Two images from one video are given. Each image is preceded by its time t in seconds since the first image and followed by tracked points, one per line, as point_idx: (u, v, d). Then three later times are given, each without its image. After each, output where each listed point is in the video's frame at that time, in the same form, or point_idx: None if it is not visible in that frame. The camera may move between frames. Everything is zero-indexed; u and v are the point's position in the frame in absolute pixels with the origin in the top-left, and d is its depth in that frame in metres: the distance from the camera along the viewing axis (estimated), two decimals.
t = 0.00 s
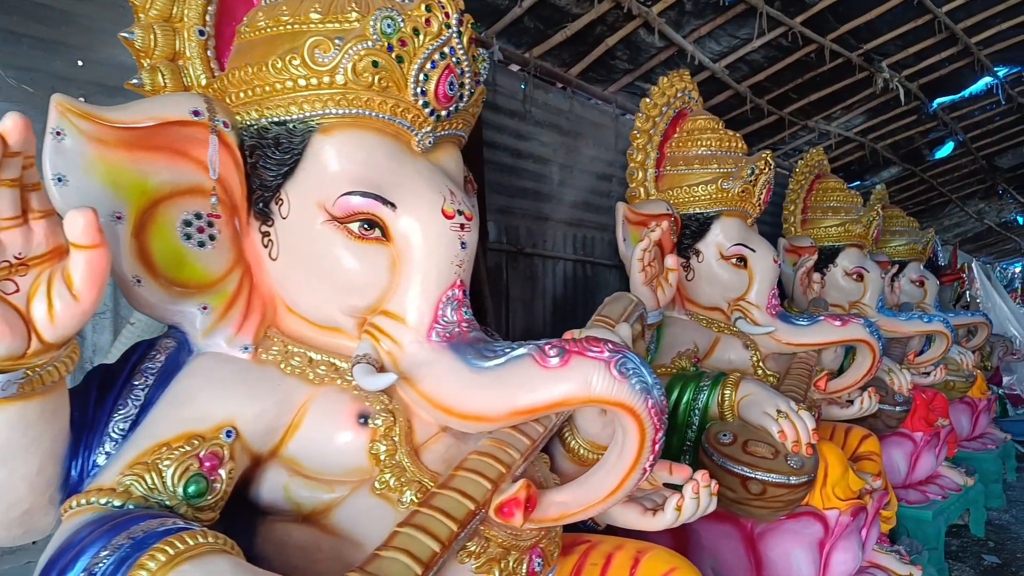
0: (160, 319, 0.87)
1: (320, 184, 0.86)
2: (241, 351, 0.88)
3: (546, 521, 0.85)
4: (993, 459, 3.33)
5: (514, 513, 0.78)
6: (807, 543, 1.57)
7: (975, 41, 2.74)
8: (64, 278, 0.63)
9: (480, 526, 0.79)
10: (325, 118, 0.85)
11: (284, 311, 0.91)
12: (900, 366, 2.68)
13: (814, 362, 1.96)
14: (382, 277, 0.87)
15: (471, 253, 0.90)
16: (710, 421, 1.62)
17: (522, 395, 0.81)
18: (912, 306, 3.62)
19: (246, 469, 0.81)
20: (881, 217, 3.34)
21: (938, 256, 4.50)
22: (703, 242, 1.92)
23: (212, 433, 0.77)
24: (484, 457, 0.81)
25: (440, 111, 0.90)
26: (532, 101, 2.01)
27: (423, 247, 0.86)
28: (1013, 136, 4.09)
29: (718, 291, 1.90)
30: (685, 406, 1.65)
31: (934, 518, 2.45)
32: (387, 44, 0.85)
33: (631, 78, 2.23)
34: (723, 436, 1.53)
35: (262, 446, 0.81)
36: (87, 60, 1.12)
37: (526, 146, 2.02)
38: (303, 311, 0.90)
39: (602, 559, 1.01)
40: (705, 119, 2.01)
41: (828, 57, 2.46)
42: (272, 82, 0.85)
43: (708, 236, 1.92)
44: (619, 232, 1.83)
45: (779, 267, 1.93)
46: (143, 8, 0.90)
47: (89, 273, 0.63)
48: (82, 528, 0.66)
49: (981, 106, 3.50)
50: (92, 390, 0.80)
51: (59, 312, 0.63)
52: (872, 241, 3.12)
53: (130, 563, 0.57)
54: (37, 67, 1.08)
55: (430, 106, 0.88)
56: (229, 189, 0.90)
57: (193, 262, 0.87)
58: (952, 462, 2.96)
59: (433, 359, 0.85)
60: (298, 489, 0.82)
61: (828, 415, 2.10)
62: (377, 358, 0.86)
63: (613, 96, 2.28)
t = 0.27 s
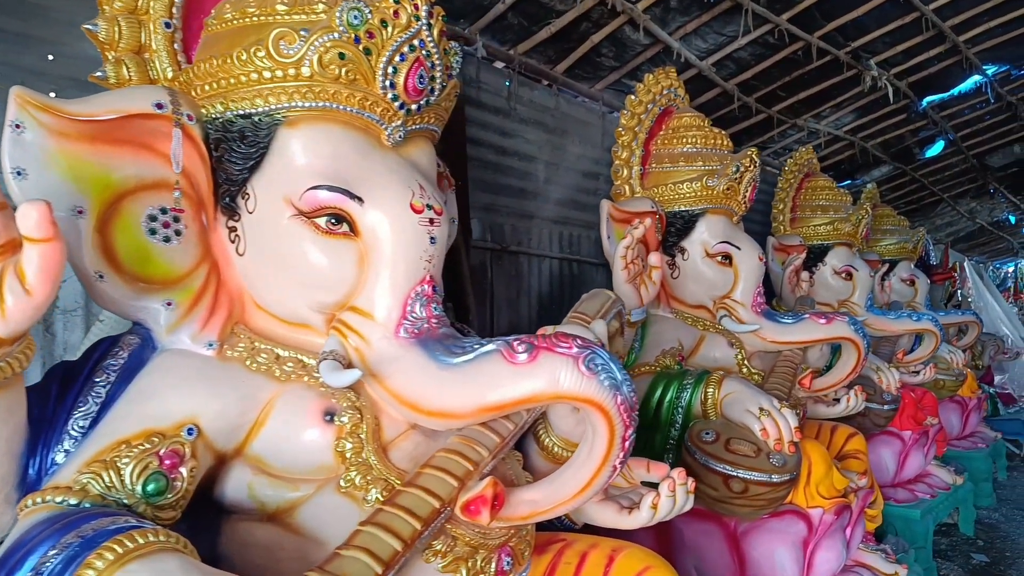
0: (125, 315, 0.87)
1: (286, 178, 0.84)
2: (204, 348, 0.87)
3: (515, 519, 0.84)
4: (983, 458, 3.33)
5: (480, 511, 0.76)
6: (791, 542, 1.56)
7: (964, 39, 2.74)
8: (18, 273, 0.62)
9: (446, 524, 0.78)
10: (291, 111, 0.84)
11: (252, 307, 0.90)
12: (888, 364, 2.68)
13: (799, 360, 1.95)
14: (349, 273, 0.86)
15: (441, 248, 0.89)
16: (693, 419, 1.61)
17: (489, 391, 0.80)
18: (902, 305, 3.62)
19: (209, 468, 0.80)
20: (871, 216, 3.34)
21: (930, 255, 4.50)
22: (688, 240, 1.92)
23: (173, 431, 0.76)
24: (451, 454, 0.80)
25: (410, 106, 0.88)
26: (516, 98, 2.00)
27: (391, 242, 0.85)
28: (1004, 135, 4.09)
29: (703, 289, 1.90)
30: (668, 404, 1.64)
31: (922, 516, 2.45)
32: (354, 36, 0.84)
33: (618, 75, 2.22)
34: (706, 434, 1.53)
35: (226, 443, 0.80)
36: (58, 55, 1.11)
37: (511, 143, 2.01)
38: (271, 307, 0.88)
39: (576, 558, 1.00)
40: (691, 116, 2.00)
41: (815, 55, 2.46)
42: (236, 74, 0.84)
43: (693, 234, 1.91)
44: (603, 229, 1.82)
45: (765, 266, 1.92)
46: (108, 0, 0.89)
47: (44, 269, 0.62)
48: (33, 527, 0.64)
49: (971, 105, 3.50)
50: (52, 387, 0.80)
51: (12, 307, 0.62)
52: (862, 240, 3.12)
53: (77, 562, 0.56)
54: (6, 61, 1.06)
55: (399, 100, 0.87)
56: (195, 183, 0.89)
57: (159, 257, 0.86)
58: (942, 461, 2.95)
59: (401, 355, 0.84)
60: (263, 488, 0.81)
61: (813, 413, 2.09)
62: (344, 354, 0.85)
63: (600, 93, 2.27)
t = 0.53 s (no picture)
0: (88, 309, 0.86)
1: (253, 170, 0.83)
2: (168, 343, 0.86)
3: (485, 517, 0.83)
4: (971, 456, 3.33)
5: (447, 508, 0.75)
6: (775, 540, 1.54)
7: (952, 37, 2.74)
8: None
9: (413, 520, 0.77)
10: (257, 102, 0.83)
11: (220, 302, 0.89)
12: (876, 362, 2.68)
13: (785, 357, 1.95)
14: (317, 267, 0.85)
15: (411, 242, 0.87)
16: (677, 417, 1.60)
17: (456, 387, 0.79)
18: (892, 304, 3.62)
19: (173, 466, 0.79)
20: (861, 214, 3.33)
21: (920, 254, 4.50)
22: (674, 237, 1.91)
23: (134, 426, 0.75)
24: (419, 451, 0.79)
25: (380, 98, 0.87)
26: (502, 94, 1.99)
27: (359, 236, 0.84)
28: (994, 134, 4.10)
29: (689, 286, 1.89)
30: (652, 402, 1.63)
31: (910, 514, 2.45)
32: (321, 26, 0.83)
33: (605, 72, 2.21)
34: (688, 431, 1.54)
35: (190, 441, 0.79)
36: (27, 46, 1.10)
37: (497, 139, 1.99)
38: (239, 302, 0.87)
39: (551, 556, 0.99)
40: (676, 112, 2.00)
41: (802, 52, 2.45)
42: (201, 65, 0.83)
43: (679, 231, 1.90)
44: (589, 227, 1.82)
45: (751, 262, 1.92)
46: None
47: None
48: None
49: (960, 103, 3.50)
50: (11, 382, 0.79)
51: None
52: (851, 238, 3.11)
53: (22, 560, 0.54)
54: None
55: (368, 92, 0.86)
56: (162, 175, 0.88)
57: (123, 251, 0.86)
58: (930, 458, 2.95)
59: (369, 350, 0.83)
60: (227, 485, 0.80)
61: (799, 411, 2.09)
62: (312, 349, 0.84)
63: (587, 90, 2.26)
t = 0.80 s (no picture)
0: (55, 298, 0.85)
1: (223, 155, 0.81)
2: (136, 333, 0.83)
3: (463, 513, 0.81)
4: (964, 454, 3.32)
5: (421, 504, 0.73)
6: (764, 537, 1.52)
7: (947, 32, 2.72)
8: None
9: (388, 516, 0.75)
10: (227, 84, 0.81)
11: (192, 292, 0.86)
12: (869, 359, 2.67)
13: (776, 352, 1.93)
14: (290, 255, 0.82)
15: (388, 230, 0.85)
16: (666, 412, 1.59)
17: (432, 379, 0.76)
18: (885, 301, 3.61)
19: (140, 460, 0.76)
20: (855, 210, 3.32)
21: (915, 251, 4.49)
22: (665, 231, 1.89)
23: (97, 419, 0.73)
24: (393, 445, 0.77)
25: (357, 82, 0.85)
26: (491, 86, 1.96)
27: (334, 223, 0.81)
28: (989, 130, 4.09)
29: (679, 280, 1.87)
30: (641, 398, 1.61)
31: (902, 512, 2.45)
32: (293, 6, 0.81)
33: (596, 64, 2.19)
34: (677, 427, 1.52)
35: (157, 434, 0.76)
36: None
37: (486, 131, 1.96)
38: (210, 292, 0.85)
39: (533, 553, 0.97)
40: (668, 105, 1.97)
41: (796, 45, 2.43)
42: (169, 45, 0.80)
43: (670, 225, 1.88)
44: (579, 220, 1.79)
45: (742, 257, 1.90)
46: None
47: None
48: None
49: (956, 99, 3.48)
50: None
51: None
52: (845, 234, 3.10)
53: None
54: None
55: (344, 75, 0.83)
56: (130, 160, 0.85)
57: (90, 238, 0.84)
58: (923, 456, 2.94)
59: (342, 341, 0.80)
60: (194, 479, 0.78)
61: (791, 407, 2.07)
62: (284, 340, 0.81)
63: (578, 83, 2.24)
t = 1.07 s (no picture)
0: None
1: (176, 135, 0.76)
2: (82, 323, 0.80)
3: (430, 514, 0.76)
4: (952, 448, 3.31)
5: (384, 504, 0.68)
6: (750, 534, 1.49)
7: (937, 23, 2.69)
8: None
9: (349, 518, 0.71)
10: (181, 59, 0.76)
11: (146, 280, 0.82)
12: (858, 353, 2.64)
13: (764, 346, 1.90)
14: (248, 241, 0.77)
15: (352, 215, 0.80)
16: (650, 407, 1.55)
17: (396, 372, 0.72)
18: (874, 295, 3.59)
19: (86, 457, 0.73)
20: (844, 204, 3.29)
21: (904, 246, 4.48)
22: (651, 222, 1.85)
23: (37, 414, 0.69)
24: (356, 442, 0.72)
25: (321, 58, 0.80)
26: (474, 74, 1.91)
27: (294, 207, 0.77)
28: (979, 125, 4.07)
29: (665, 272, 1.84)
30: (625, 392, 1.57)
31: (890, 507, 2.43)
32: None
33: (582, 53, 2.14)
34: (662, 422, 1.48)
35: (104, 430, 0.73)
36: None
37: (469, 120, 1.91)
38: (164, 280, 0.80)
39: (507, 554, 0.93)
40: (654, 94, 1.93)
41: (785, 35, 2.39)
42: (119, 17, 0.75)
43: (656, 216, 1.85)
44: (563, 210, 1.75)
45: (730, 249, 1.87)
46: None
47: None
48: None
49: (945, 93, 3.46)
50: None
51: None
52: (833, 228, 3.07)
53: None
54: None
55: (307, 51, 0.78)
56: (80, 140, 0.80)
57: (36, 222, 0.79)
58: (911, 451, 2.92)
59: (303, 332, 0.76)
60: (143, 479, 0.74)
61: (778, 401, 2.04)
62: (241, 331, 0.77)
63: (564, 72, 2.19)
